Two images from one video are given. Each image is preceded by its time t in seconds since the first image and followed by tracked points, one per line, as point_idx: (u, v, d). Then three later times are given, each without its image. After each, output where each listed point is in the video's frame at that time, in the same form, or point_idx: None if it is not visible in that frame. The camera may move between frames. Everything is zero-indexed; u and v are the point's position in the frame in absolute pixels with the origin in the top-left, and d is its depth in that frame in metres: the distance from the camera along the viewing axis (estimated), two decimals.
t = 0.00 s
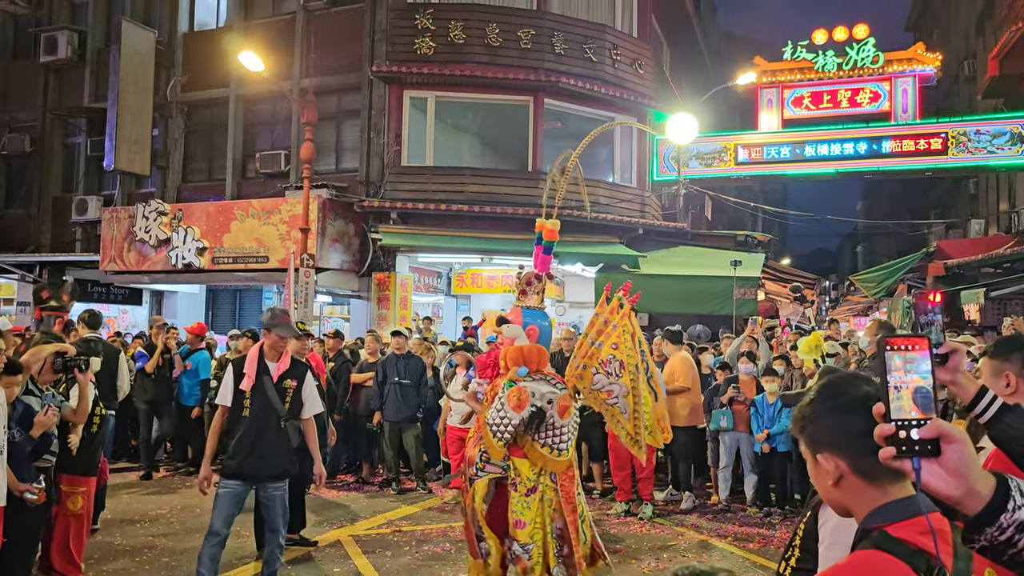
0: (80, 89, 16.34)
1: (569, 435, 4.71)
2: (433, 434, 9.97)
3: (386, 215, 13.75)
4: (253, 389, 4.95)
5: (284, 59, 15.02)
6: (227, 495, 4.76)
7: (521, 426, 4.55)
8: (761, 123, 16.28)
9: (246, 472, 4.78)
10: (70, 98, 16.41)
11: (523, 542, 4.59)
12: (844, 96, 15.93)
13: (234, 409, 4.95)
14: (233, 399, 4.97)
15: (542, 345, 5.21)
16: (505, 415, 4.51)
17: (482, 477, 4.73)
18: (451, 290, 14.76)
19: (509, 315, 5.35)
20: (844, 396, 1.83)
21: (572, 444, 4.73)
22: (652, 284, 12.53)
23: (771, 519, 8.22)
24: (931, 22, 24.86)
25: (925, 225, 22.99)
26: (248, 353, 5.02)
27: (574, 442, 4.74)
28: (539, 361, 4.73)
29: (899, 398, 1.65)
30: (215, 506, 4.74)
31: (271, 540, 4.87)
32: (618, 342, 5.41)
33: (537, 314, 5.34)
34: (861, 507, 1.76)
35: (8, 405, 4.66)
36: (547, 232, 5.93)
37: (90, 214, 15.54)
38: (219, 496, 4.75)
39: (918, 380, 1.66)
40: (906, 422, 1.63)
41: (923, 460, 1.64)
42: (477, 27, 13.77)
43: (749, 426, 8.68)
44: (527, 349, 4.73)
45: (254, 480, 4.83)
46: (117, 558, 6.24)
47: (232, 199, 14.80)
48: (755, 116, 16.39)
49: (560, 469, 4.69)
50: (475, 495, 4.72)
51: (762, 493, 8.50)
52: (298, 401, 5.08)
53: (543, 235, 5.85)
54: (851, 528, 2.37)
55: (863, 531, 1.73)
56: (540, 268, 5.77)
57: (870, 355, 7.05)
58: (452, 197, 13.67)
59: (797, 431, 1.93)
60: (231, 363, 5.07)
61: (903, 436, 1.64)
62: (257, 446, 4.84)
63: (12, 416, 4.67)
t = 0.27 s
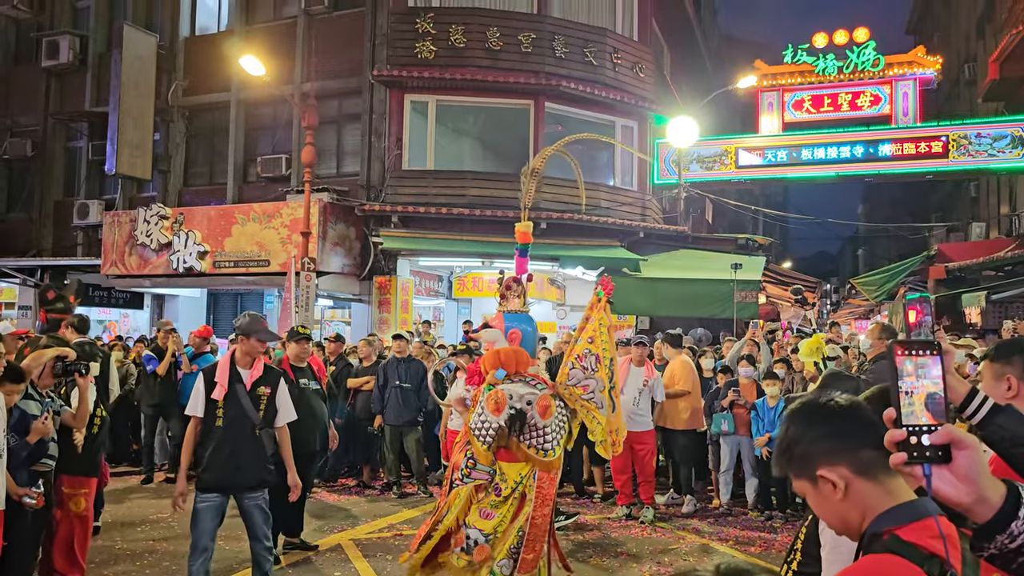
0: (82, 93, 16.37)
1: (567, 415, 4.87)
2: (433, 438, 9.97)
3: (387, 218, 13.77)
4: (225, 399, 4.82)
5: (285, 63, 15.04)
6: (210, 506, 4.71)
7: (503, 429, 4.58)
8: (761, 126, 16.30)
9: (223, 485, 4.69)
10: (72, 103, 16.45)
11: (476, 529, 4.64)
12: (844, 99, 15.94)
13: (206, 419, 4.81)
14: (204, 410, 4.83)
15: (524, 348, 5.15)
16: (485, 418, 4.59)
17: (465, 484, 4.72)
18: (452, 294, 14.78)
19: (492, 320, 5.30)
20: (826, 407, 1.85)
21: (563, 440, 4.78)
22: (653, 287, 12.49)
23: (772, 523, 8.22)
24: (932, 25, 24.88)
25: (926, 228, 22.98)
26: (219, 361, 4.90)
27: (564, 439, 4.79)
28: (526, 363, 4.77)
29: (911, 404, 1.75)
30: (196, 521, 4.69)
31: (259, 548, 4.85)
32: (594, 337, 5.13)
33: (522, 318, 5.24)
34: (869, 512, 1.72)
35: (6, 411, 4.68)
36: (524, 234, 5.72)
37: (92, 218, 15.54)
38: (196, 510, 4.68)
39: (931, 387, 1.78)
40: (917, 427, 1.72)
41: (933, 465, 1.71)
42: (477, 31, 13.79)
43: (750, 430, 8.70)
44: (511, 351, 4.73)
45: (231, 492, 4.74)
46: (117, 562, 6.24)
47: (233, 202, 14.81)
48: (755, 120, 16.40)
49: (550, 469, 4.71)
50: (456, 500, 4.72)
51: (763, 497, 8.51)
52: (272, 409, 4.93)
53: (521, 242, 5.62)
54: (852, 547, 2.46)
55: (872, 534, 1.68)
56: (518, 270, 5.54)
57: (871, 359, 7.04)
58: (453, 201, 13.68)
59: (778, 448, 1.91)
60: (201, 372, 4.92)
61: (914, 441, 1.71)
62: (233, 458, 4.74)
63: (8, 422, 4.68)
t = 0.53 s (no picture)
0: (84, 95, 16.37)
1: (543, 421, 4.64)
2: (435, 439, 9.96)
3: (388, 219, 13.77)
4: (203, 400, 4.77)
5: (287, 64, 15.05)
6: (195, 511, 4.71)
7: (475, 433, 4.48)
8: (763, 127, 16.30)
9: (203, 488, 4.69)
10: (74, 104, 16.46)
11: (476, 549, 4.48)
12: (846, 100, 15.93)
13: (181, 422, 4.75)
14: (177, 412, 4.74)
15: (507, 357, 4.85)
16: (457, 420, 4.52)
17: (449, 485, 4.72)
18: (454, 295, 14.78)
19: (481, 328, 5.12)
20: (795, 437, 1.88)
21: (541, 444, 4.57)
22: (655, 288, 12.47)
23: (775, 524, 8.22)
24: (934, 26, 24.87)
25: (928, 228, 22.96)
26: (196, 361, 4.82)
27: (542, 444, 4.58)
28: (500, 369, 4.73)
29: (925, 409, 1.81)
30: (180, 526, 4.69)
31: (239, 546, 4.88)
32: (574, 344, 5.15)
33: (506, 323, 4.94)
34: (865, 517, 1.75)
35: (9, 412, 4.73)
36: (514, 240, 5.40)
37: (94, 219, 15.54)
38: (180, 515, 4.68)
39: (945, 391, 1.82)
40: (936, 434, 1.79)
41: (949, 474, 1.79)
42: (479, 32, 13.78)
43: (752, 431, 8.71)
44: (487, 357, 4.73)
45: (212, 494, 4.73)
46: (120, 562, 6.27)
47: (235, 203, 14.82)
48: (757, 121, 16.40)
49: (529, 475, 4.55)
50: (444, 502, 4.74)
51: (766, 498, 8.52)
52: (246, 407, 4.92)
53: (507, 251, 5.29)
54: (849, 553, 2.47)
55: (872, 536, 1.70)
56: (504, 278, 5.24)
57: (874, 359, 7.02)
58: (455, 202, 13.70)
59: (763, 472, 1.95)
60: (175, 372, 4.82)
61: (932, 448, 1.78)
62: (212, 460, 4.72)
63: (11, 423, 4.73)
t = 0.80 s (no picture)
0: (86, 94, 16.39)
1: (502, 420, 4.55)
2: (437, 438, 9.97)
3: (390, 218, 13.78)
4: (189, 400, 4.83)
5: (289, 64, 15.07)
6: (185, 511, 4.71)
7: (432, 426, 4.49)
8: (764, 127, 16.31)
9: (191, 488, 4.69)
10: (76, 103, 16.50)
11: (461, 536, 4.41)
12: (848, 99, 15.93)
13: (168, 424, 4.78)
14: (164, 415, 4.79)
15: (477, 356, 4.79)
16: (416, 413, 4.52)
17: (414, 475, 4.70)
18: (456, 294, 14.79)
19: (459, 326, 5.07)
20: (804, 425, 1.90)
21: (496, 440, 4.50)
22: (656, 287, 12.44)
23: (776, 522, 8.24)
24: (935, 25, 24.87)
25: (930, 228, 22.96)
26: (179, 363, 4.86)
27: (498, 440, 4.50)
28: (464, 366, 4.68)
29: (939, 413, 1.83)
30: (172, 527, 4.68)
31: (218, 547, 4.88)
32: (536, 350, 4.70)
33: (482, 323, 4.87)
34: (863, 517, 1.79)
35: (18, 409, 4.73)
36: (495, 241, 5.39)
37: (96, 218, 15.55)
38: (170, 516, 4.67)
39: (958, 394, 1.84)
40: (949, 439, 1.82)
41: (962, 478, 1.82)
42: (481, 31, 13.80)
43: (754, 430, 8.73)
44: (454, 354, 4.67)
45: (200, 494, 4.75)
46: (124, 560, 6.30)
47: (237, 203, 14.84)
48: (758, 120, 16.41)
49: (486, 471, 4.47)
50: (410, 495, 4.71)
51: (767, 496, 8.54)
52: (231, 407, 5.03)
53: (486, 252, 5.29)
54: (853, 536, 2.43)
55: (873, 537, 1.74)
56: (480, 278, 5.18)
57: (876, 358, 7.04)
58: (457, 201, 13.71)
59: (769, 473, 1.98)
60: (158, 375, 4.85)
61: (945, 453, 1.82)
62: (201, 459, 4.77)
63: (19, 419, 4.72)
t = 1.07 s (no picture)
0: (90, 94, 16.40)
1: (479, 404, 4.68)
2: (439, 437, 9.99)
3: (393, 218, 13.79)
4: (185, 401, 4.86)
5: (292, 63, 15.08)
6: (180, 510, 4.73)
7: (410, 414, 4.57)
8: (768, 126, 16.30)
9: (184, 487, 4.70)
10: (80, 103, 16.51)
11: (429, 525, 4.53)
12: (851, 99, 15.92)
13: (163, 424, 4.78)
14: (162, 415, 4.78)
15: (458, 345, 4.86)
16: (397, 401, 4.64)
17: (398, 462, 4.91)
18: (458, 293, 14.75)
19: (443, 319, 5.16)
20: (832, 409, 1.91)
21: (472, 426, 4.65)
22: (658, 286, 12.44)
23: (779, 522, 8.25)
24: (939, 25, 24.85)
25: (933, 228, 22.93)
26: (174, 363, 4.87)
27: (475, 425, 4.66)
28: (445, 355, 4.75)
29: (967, 437, 1.91)
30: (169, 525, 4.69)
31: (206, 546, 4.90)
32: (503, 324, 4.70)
33: (462, 312, 4.94)
34: (868, 514, 1.82)
35: (25, 407, 4.73)
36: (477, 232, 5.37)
37: (99, 218, 15.56)
38: (165, 513, 4.67)
39: (984, 418, 1.92)
40: (979, 465, 1.90)
41: (995, 504, 1.89)
42: (484, 31, 13.79)
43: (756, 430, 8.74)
44: (436, 342, 4.74)
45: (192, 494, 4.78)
46: (127, 559, 6.31)
47: (240, 202, 14.84)
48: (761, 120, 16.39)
49: (463, 456, 4.62)
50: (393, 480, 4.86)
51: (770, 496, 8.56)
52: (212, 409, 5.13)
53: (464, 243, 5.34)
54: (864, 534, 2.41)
55: (876, 537, 1.78)
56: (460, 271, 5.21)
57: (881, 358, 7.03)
58: (459, 201, 13.71)
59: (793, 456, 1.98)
60: (157, 375, 4.81)
61: (976, 479, 1.90)
62: (193, 460, 4.80)
63: (28, 418, 4.72)
